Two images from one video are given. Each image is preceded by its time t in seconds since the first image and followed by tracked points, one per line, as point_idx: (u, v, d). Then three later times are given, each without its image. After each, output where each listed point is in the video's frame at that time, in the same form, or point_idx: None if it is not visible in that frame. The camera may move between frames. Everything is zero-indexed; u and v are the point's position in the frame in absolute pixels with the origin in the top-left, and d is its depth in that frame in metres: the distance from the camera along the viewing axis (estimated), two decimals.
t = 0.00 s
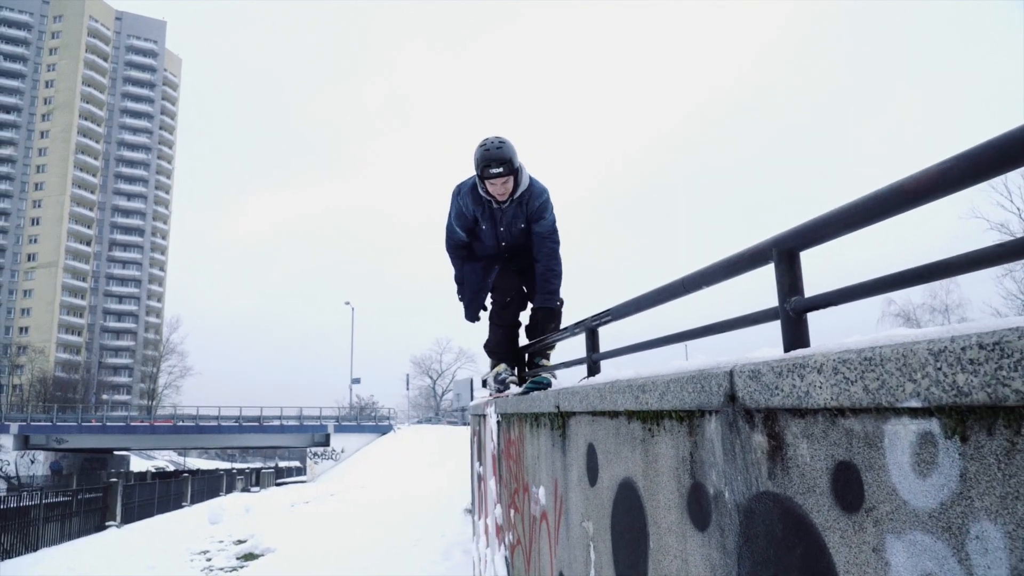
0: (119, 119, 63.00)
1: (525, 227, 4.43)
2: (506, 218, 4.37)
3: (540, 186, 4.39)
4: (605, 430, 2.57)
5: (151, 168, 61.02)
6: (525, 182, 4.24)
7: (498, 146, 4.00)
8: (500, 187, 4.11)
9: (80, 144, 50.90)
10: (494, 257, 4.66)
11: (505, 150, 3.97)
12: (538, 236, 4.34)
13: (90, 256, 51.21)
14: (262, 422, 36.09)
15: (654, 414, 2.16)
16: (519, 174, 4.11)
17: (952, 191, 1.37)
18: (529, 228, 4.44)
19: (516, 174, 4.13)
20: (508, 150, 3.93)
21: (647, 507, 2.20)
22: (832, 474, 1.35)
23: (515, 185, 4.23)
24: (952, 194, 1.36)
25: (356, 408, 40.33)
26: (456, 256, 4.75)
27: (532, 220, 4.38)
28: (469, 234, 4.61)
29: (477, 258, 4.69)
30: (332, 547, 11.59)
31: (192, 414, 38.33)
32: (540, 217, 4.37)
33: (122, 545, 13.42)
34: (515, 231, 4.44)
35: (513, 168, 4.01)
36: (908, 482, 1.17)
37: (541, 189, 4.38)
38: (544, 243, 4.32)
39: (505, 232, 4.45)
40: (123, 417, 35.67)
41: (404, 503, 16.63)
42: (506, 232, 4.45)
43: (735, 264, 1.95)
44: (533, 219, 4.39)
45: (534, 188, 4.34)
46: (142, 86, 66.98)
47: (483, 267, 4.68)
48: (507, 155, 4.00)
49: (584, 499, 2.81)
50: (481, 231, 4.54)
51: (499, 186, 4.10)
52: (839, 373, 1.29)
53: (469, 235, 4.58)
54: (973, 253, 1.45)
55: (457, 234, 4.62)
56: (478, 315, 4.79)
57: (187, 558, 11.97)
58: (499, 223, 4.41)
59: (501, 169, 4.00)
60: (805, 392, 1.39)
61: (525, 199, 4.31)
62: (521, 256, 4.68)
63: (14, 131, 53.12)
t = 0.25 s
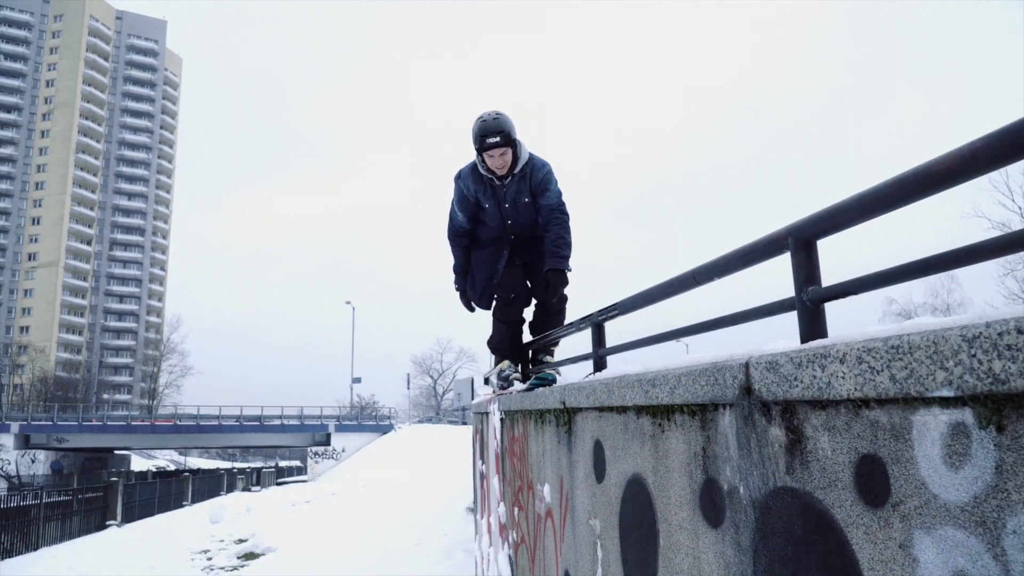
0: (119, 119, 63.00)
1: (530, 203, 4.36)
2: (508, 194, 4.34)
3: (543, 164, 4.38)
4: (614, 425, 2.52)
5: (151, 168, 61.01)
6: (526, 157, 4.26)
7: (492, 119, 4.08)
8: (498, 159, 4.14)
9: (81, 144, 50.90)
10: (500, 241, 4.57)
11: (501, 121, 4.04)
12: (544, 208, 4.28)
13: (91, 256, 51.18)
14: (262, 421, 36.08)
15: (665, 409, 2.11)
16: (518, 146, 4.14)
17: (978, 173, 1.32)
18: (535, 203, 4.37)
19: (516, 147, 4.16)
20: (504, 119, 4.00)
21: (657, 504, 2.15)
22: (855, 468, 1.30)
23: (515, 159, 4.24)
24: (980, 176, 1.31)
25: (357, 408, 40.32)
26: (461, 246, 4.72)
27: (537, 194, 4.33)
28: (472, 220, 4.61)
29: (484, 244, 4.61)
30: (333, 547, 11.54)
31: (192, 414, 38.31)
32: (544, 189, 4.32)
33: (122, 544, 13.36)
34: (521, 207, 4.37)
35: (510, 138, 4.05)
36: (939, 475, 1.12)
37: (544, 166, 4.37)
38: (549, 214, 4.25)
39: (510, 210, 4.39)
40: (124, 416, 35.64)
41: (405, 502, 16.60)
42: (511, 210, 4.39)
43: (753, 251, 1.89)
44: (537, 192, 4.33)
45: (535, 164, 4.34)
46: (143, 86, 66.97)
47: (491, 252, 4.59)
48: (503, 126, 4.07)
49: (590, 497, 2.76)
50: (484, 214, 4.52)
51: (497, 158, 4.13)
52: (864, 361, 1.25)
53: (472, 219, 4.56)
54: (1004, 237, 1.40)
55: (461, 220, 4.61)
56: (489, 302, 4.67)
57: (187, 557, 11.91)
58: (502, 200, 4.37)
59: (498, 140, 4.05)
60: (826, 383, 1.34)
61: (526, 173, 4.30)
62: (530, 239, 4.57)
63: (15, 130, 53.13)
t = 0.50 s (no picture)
0: (120, 118, 62.97)
1: (533, 181, 4.34)
2: (511, 173, 4.33)
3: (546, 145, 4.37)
4: (623, 425, 2.47)
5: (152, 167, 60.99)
6: (528, 136, 4.27)
7: (495, 95, 4.08)
8: (500, 136, 4.13)
9: (82, 143, 50.91)
10: (502, 222, 4.49)
11: (506, 96, 4.05)
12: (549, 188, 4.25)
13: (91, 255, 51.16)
14: (263, 421, 36.06)
15: (676, 406, 2.06)
16: (521, 122, 4.14)
17: (1011, 158, 1.27)
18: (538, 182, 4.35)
19: (518, 124, 4.15)
20: (508, 93, 4.01)
21: (669, 503, 2.11)
22: (882, 466, 1.26)
23: (517, 137, 4.25)
24: (1014, 161, 1.26)
25: (357, 407, 40.31)
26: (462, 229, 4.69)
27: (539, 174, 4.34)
28: (474, 201, 4.57)
29: (487, 225, 4.54)
30: (334, 546, 11.50)
31: (193, 413, 38.24)
32: (547, 169, 4.31)
33: (121, 544, 13.34)
34: (524, 186, 4.34)
35: (513, 115, 4.05)
36: (974, 471, 1.08)
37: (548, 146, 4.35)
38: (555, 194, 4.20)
39: (512, 188, 4.35)
40: (124, 416, 35.62)
41: (406, 501, 16.57)
42: (514, 189, 4.36)
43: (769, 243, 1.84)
44: (540, 171, 4.33)
45: (538, 143, 4.34)
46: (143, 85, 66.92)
47: (494, 232, 4.50)
48: (506, 101, 4.06)
49: (598, 496, 2.72)
50: (485, 195, 4.48)
51: (500, 134, 4.12)
52: (893, 354, 1.20)
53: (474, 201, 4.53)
54: None
55: (462, 201, 4.58)
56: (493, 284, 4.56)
57: (188, 556, 11.88)
58: (504, 179, 4.35)
59: (501, 115, 4.05)
60: (853, 377, 1.29)
61: (529, 152, 4.30)
62: (532, 221, 4.52)
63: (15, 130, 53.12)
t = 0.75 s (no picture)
0: (120, 118, 62.93)
1: (539, 171, 4.28)
2: (516, 161, 4.28)
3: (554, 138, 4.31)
4: (631, 424, 2.43)
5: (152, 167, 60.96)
6: (535, 126, 4.24)
7: (503, 81, 4.07)
8: (506, 124, 4.11)
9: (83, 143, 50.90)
10: (506, 211, 4.41)
11: (512, 83, 4.04)
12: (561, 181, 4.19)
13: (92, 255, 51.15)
14: (263, 421, 36.00)
15: (687, 406, 2.01)
16: (527, 110, 4.12)
17: None
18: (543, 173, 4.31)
19: (524, 113, 4.13)
20: (515, 80, 4.00)
21: (679, 506, 2.06)
22: (907, 468, 1.22)
23: (523, 127, 4.23)
24: None
25: (358, 407, 40.25)
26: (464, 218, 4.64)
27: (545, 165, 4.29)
28: (476, 190, 4.55)
29: (488, 215, 4.50)
30: (335, 546, 11.47)
31: (194, 413, 38.18)
32: (555, 162, 4.27)
33: (121, 544, 13.30)
34: (528, 177, 4.28)
35: (520, 102, 4.03)
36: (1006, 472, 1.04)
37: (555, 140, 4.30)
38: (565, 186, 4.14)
39: (517, 177, 4.29)
40: (125, 416, 35.59)
41: (407, 501, 16.53)
42: (518, 177, 4.29)
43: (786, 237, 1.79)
44: (546, 163, 4.28)
45: (545, 135, 4.29)
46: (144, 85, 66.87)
47: (496, 221, 4.44)
48: (513, 89, 4.05)
49: (605, 498, 2.68)
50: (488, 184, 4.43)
51: (506, 122, 4.10)
52: (919, 352, 1.16)
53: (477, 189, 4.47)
54: None
55: (464, 188, 4.56)
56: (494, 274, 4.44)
57: (188, 557, 11.85)
58: (509, 167, 4.30)
59: (507, 101, 4.03)
60: (874, 377, 1.25)
61: (535, 143, 4.27)
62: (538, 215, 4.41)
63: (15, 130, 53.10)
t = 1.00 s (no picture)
0: (121, 118, 62.88)
1: (549, 171, 4.26)
2: (525, 157, 4.23)
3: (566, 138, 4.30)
4: (638, 426, 2.38)
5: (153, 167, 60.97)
6: (547, 124, 4.23)
7: (517, 79, 4.05)
8: (518, 122, 4.10)
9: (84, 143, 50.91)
10: (512, 207, 4.34)
11: (527, 81, 4.03)
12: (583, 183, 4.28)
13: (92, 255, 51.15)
14: (264, 421, 35.98)
15: (698, 409, 1.96)
16: (541, 109, 4.12)
17: None
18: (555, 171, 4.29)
19: (537, 111, 4.12)
20: (531, 78, 4.00)
21: (689, 509, 2.02)
22: (935, 475, 1.17)
23: (535, 124, 4.22)
24: None
25: (359, 407, 40.25)
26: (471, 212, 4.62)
27: (558, 165, 4.30)
28: (481, 184, 4.48)
29: (492, 209, 4.43)
30: (336, 547, 11.46)
31: (194, 413, 38.16)
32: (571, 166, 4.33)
33: (121, 545, 13.28)
34: (538, 174, 4.24)
35: (534, 100, 4.02)
36: None
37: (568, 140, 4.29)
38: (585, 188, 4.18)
39: (525, 173, 4.24)
40: (125, 416, 35.58)
41: (408, 502, 16.50)
42: (527, 173, 4.23)
43: (799, 234, 1.75)
44: (559, 163, 4.28)
45: (559, 133, 4.28)
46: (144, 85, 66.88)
47: (501, 218, 4.38)
48: (528, 87, 4.04)
49: (612, 501, 2.63)
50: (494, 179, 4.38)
51: (519, 119, 4.08)
52: (948, 356, 1.11)
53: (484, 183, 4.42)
54: None
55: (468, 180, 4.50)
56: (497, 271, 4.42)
57: (189, 557, 11.84)
58: (517, 162, 4.23)
59: (522, 99, 4.02)
60: (902, 379, 1.20)
61: (548, 141, 4.25)
62: (546, 214, 4.35)
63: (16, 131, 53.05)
